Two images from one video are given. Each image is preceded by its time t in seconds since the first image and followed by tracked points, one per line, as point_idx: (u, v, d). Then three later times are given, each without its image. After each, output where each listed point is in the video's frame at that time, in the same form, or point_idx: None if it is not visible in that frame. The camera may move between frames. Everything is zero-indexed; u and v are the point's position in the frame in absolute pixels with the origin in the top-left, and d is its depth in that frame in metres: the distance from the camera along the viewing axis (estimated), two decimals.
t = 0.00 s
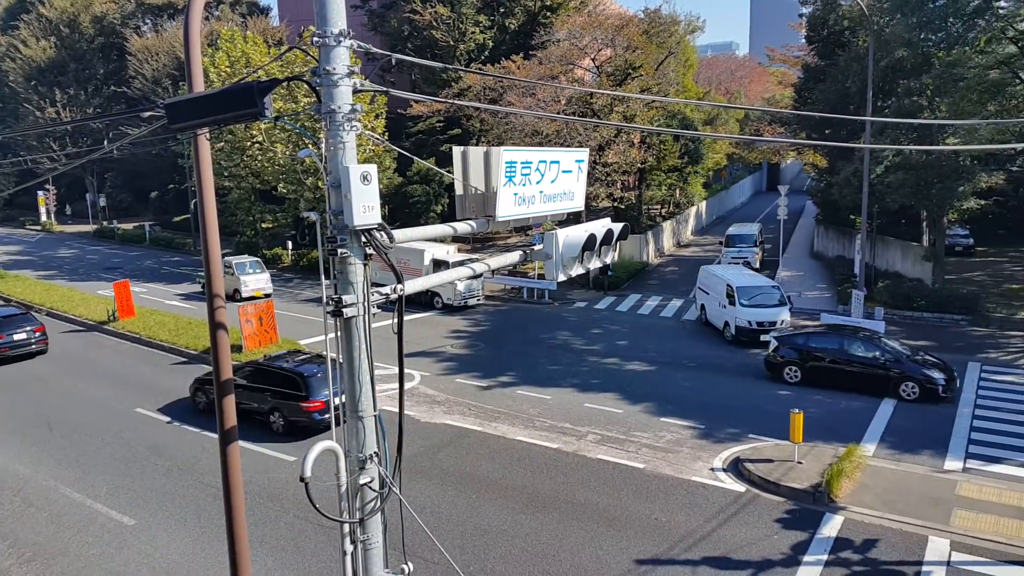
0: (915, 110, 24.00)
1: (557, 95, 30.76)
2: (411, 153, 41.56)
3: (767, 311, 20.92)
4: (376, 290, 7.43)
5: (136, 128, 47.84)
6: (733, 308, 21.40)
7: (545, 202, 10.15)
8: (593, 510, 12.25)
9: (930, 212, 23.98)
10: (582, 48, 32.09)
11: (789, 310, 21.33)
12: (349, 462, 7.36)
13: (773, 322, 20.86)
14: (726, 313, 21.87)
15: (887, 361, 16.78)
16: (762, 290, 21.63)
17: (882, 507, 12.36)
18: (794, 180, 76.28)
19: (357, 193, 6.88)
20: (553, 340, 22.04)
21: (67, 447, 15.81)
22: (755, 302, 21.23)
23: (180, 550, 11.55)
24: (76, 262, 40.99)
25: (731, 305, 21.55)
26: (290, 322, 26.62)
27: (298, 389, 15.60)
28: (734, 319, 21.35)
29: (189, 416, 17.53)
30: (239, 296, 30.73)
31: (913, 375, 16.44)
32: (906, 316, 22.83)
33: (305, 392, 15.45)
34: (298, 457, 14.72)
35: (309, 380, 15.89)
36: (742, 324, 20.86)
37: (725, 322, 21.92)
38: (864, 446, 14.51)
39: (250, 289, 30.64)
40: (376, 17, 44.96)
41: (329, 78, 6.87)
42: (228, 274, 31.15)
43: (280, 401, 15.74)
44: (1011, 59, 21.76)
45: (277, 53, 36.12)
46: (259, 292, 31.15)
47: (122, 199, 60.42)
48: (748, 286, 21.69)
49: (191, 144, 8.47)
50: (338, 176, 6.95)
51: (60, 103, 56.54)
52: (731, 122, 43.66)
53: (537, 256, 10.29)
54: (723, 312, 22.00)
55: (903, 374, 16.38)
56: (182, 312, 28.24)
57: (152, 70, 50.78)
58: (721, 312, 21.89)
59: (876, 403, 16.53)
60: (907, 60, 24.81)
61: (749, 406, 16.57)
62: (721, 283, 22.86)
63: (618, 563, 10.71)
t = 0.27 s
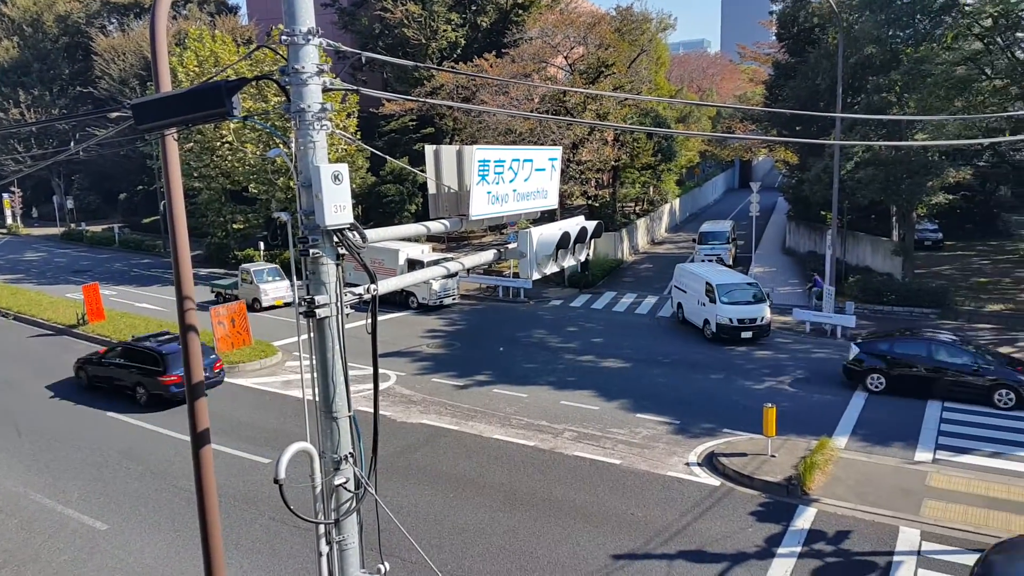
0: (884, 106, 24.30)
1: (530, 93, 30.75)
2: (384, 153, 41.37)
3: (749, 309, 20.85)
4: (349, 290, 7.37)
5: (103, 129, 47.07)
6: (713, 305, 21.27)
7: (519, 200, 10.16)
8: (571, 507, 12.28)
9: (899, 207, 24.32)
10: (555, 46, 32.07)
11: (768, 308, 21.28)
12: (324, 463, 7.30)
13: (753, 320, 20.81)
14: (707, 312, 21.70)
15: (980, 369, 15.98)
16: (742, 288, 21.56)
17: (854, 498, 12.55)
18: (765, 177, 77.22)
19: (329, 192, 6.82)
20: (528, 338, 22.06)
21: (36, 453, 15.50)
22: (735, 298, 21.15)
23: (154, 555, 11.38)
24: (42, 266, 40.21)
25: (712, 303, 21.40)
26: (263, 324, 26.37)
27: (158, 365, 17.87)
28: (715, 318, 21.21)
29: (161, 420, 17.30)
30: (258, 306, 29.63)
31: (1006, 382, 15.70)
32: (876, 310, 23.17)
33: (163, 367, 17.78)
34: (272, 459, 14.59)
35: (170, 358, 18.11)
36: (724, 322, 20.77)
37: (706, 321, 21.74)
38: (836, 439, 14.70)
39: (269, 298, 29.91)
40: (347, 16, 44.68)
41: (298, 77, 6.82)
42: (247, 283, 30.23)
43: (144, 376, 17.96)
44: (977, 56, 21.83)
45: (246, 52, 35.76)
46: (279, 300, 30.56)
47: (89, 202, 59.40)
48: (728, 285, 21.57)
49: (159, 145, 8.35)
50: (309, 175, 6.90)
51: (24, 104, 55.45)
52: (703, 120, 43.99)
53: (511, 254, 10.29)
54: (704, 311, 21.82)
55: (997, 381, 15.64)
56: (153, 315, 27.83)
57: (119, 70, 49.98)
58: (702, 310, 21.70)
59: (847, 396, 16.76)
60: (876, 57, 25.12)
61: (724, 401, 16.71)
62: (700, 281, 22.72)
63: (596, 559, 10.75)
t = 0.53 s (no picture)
0: (854, 105, 24.62)
1: (504, 88, 30.68)
2: (357, 147, 41.12)
3: (727, 306, 20.83)
4: (317, 285, 7.30)
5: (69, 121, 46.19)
6: (691, 303, 21.16)
7: (490, 195, 10.15)
8: (543, 502, 12.32)
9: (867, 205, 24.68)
10: (529, 41, 32.01)
11: (744, 304, 21.34)
12: (292, 460, 7.24)
13: (731, 317, 20.85)
14: (685, 309, 21.51)
15: None
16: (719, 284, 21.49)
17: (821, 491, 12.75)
18: (737, 175, 78.02)
19: (296, 186, 6.75)
20: (501, 334, 22.05)
21: None
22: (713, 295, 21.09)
23: (121, 553, 11.23)
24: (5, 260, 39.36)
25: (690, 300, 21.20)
26: (233, 320, 26.09)
27: (36, 339, 19.45)
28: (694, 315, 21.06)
29: (128, 416, 17.05)
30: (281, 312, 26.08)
31: None
32: (844, 306, 23.53)
33: (40, 341, 19.35)
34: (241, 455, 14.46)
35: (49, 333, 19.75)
36: (703, 319, 20.70)
37: (684, 318, 21.54)
38: (804, 432, 14.91)
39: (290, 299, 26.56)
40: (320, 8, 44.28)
41: (266, 69, 6.74)
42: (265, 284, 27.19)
43: (25, 349, 19.63)
44: (943, 56, 22.32)
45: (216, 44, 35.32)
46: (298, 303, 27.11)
47: (54, 195, 58.26)
48: (704, 280, 21.48)
49: (124, 138, 8.22)
50: (276, 168, 6.82)
51: None
52: (676, 118, 44.26)
53: (482, 249, 10.28)
54: (681, 308, 21.62)
55: None
56: (120, 310, 27.39)
57: (85, 60, 49.06)
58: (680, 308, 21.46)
59: (815, 390, 17.01)
60: (846, 57, 25.41)
61: (695, 396, 16.86)
62: (677, 279, 22.56)
63: (568, 552, 10.81)
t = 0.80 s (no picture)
0: (814, 98, 24.85)
1: (469, 81, 30.47)
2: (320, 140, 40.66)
3: (701, 298, 20.79)
4: (275, 280, 7.17)
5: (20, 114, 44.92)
6: (666, 296, 21.03)
7: (453, 188, 10.04)
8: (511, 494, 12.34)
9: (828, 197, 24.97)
10: (494, 33, 31.86)
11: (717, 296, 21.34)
12: (251, 459, 7.10)
13: (705, 309, 20.82)
14: (660, 303, 21.34)
15: None
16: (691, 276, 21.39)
17: (785, 478, 12.92)
18: (701, 167, 78.72)
19: (251, 179, 6.62)
20: (469, 328, 21.98)
21: None
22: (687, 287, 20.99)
23: (79, 558, 10.99)
24: None
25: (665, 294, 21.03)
26: (194, 317, 25.66)
27: None
28: (669, 309, 20.94)
29: (85, 417, 16.68)
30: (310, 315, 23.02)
31: None
32: (807, 295, 23.85)
33: None
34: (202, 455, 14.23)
35: None
36: (679, 312, 20.61)
37: (658, 312, 21.38)
38: (768, 421, 15.10)
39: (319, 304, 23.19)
40: None
41: (219, 60, 6.58)
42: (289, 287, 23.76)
43: None
44: (899, 49, 22.88)
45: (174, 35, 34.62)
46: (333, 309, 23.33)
47: (5, 190, 56.65)
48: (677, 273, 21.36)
49: (73, 132, 8.00)
50: (230, 162, 6.67)
51: None
52: (641, 110, 44.42)
53: (445, 242, 10.20)
54: (655, 302, 21.45)
55: None
56: (76, 308, 26.77)
57: (37, 52, 47.69)
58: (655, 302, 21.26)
59: (779, 379, 17.22)
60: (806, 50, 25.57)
61: (661, 386, 16.99)
62: (647, 272, 22.38)
63: (536, 545, 10.83)
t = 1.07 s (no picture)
0: (763, 97, 25.26)
1: (423, 77, 30.28)
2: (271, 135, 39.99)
3: (666, 296, 20.81)
4: (218, 280, 6.98)
5: None
6: (630, 294, 20.98)
7: (404, 186, 9.94)
8: (466, 493, 12.30)
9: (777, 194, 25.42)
10: (448, 29, 31.72)
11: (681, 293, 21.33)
12: (193, 464, 6.90)
13: (670, 307, 20.85)
14: (626, 301, 21.26)
15: None
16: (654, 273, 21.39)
17: (736, 471, 13.14)
18: (654, 165, 79.59)
19: (192, 176, 6.43)
20: (424, 327, 21.85)
21: None
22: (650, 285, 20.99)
23: (18, 569, 10.63)
24: None
25: (631, 292, 20.95)
26: (140, 318, 25.02)
27: None
28: (634, 307, 20.89)
29: (24, 423, 16.13)
30: (332, 322, 21.72)
31: None
32: (757, 291, 24.28)
33: None
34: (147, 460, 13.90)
35: None
36: (645, 310, 20.58)
37: (624, 311, 21.30)
38: (720, 414, 15.34)
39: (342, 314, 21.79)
40: None
41: (158, 55, 6.39)
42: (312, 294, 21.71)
43: None
44: (846, 49, 23.98)
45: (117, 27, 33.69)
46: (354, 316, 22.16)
47: None
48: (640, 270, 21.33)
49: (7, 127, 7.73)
50: (170, 158, 6.48)
51: None
52: (595, 108, 44.67)
53: (396, 241, 10.10)
54: (620, 301, 21.37)
55: None
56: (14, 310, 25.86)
57: None
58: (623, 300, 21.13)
59: (731, 373, 17.51)
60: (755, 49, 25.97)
61: (616, 382, 17.12)
62: (609, 271, 22.29)
63: (491, 543, 10.82)
